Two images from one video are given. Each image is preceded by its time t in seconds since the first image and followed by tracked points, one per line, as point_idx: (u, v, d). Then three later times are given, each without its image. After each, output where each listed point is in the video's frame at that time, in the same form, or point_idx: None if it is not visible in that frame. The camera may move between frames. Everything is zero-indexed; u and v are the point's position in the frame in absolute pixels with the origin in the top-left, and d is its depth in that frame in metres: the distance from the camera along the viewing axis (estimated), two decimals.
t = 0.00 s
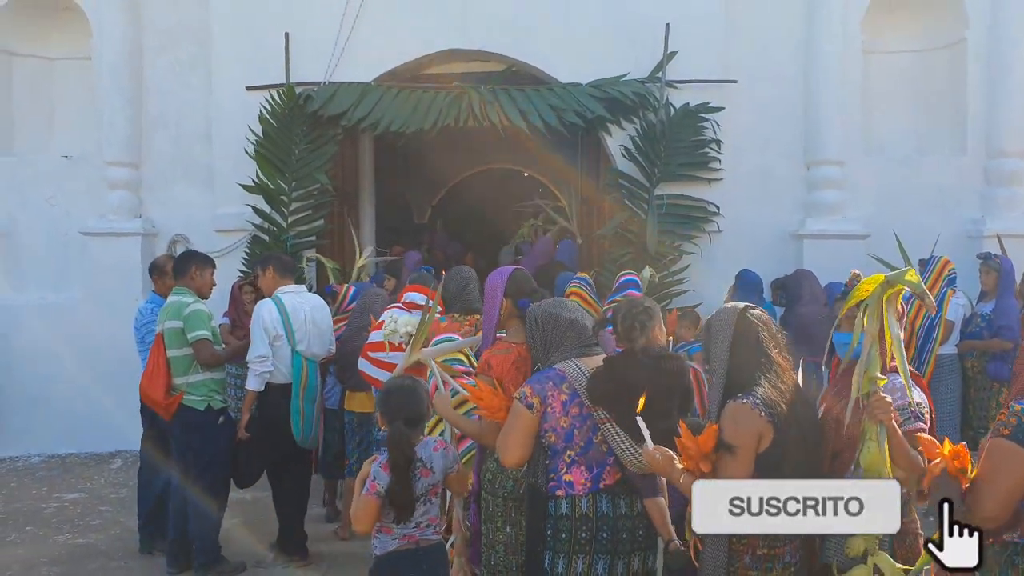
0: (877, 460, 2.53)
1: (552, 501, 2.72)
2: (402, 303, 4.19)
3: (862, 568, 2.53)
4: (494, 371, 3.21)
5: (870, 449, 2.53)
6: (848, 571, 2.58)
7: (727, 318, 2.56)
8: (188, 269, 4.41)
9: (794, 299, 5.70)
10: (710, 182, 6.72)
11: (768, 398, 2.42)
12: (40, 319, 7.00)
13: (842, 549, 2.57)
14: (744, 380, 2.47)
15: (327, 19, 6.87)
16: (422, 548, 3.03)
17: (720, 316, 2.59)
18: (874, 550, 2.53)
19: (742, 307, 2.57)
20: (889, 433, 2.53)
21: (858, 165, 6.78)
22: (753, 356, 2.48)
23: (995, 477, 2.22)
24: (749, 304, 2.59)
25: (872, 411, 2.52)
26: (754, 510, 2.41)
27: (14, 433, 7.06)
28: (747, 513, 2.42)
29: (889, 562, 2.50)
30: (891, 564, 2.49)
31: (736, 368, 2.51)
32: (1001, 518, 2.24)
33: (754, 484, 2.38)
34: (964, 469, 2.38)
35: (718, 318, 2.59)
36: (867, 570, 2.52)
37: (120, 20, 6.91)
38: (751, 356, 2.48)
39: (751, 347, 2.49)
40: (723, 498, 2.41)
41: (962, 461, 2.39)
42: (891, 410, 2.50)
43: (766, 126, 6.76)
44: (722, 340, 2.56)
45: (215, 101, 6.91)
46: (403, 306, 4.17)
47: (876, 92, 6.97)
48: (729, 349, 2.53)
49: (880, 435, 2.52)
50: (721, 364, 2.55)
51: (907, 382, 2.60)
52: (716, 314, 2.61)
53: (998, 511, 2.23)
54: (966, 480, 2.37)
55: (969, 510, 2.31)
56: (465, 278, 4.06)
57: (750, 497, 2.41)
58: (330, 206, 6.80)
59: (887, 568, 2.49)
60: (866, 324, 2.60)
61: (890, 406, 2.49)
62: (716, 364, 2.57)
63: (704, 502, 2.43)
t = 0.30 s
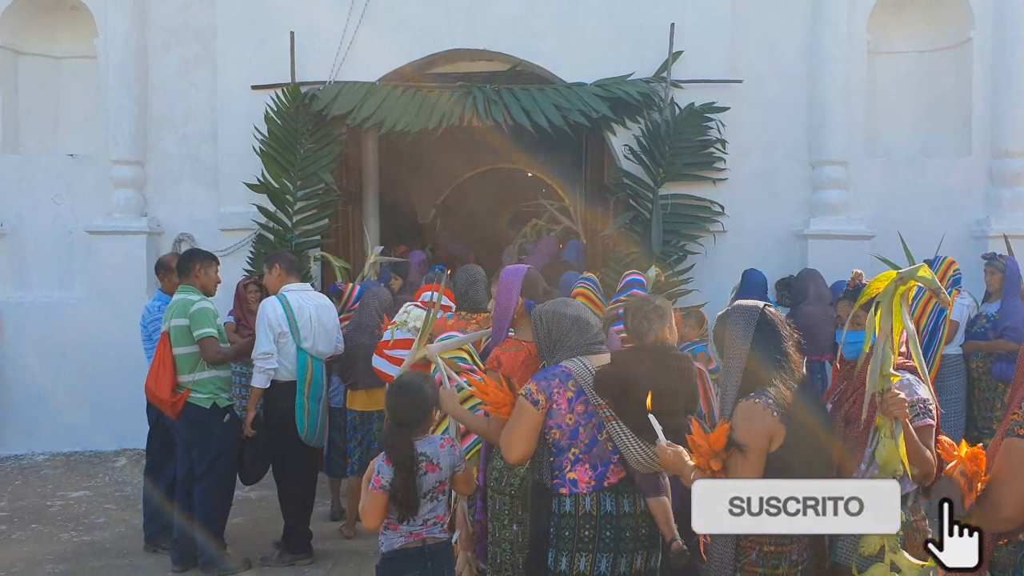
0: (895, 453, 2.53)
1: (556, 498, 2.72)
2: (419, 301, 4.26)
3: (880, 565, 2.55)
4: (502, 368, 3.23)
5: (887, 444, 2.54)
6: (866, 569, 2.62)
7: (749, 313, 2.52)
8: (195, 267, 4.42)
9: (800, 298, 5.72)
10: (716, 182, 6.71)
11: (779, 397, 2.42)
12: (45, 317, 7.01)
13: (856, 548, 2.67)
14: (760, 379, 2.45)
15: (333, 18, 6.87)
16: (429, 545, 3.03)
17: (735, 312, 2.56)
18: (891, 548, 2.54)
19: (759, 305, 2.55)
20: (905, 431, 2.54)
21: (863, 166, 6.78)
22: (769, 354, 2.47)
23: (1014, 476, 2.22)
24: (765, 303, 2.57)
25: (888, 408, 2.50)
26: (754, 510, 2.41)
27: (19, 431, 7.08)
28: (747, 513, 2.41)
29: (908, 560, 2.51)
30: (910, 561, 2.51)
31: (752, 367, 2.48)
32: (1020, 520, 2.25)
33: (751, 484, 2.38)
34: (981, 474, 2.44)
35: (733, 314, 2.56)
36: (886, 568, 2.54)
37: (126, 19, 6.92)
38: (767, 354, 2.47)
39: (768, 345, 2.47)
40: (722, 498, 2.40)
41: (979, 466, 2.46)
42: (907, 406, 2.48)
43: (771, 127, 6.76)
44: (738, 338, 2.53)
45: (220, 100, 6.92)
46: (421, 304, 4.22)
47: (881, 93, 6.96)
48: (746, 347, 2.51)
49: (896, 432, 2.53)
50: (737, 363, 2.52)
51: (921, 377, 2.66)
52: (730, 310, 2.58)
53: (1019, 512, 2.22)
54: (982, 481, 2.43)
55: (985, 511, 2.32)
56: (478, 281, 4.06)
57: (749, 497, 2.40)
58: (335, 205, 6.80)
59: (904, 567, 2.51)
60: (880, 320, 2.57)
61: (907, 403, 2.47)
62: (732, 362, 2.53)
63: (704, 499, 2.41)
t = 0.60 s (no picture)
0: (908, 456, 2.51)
1: (562, 497, 2.72)
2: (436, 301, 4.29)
3: (896, 565, 2.50)
4: (519, 367, 3.26)
5: (902, 443, 2.52)
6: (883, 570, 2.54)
7: (768, 314, 2.48)
8: (202, 266, 4.42)
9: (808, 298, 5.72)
10: (722, 182, 6.70)
11: (790, 399, 2.40)
12: (51, 316, 7.02)
13: (873, 548, 2.57)
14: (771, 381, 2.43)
15: (339, 18, 6.88)
16: (434, 544, 3.02)
17: (752, 314, 2.52)
18: (909, 549, 2.49)
19: (776, 306, 2.52)
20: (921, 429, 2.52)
21: (869, 167, 6.77)
22: (783, 354, 2.44)
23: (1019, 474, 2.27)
24: (781, 304, 2.54)
25: (903, 407, 2.52)
26: (754, 510, 2.36)
27: (25, 430, 7.09)
28: (747, 513, 2.36)
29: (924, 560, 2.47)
30: (926, 561, 2.47)
31: (766, 368, 2.45)
32: None
33: (750, 484, 2.33)
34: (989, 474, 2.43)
35: (749, 314, 2.52)
36: (902, 568, 2.49)
37: (133, 18, 6.94)
38: (780, 355, 2.44)
39: (784, 347, 2.44)
40: (722, 498, 2.36)
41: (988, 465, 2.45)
42: (921, 405, 2.50)
43: (777, 127, 6.75)
44: (753, 338, 2.49)
45: (226, 100, 6.93)
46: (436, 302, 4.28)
47: (888, 94, 6.95)
48: (763, 349, 2.46)
49: (911, 431, 2.52)
50: (751, 364, 2.48)
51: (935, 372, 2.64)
52: (746, 310, 2.54)
53: None
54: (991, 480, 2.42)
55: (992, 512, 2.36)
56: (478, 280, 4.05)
57: (749, 497, 2.35)
58: (341, 205, 6.81)
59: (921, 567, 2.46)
60: (895, 320, 2.56)
61: (921, 403, 2.49)
62: (744, 364, 2.50)
63: (703, 497, 2.35)
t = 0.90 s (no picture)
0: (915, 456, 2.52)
1: (571, 498, 2.72)
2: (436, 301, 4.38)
3: (904, 564, 2.50)
4: (530, 366, 3.28)
5: (912, 443, 2.52)
6: (890, 569, 2.55)
7: (773, 315, 2.47)
8: (206, 265, 4.45)
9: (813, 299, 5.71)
10: (726, 182, 6.70)
11: (795, 400, 2.41)
12: (57, 315, 7.04)
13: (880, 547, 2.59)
14: (775, 378, 2.42)
15: (344, 18, 6.89)
16: (434, 543, 3.02)
17: (755, 312, 2.51)
18: (917, 548, 2.49)
19: (782, 307, 2.51)
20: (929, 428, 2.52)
21: (874, 167, 6.76)
22: (788, 354, 2.44)
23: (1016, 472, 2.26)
24: (784, 304, 2.53)
25: (912, 407, 2.51)
26: (754, 510, 2.35)
27: (30, 429, 7.11)
28: (747, 513, 2.36)
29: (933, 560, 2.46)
30: (936, 561, 2.46)
31: (771, 368, 2.44)
32: None
33: (751, 484, 2.33)
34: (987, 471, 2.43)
35: (754, 314, 2.50)
36: (911, 567, 2.49)
37: (138, 18, 6.95)
38: (786, 355, 2.44)
39: (789, 347, 2.44)
40: (721, 498, 2.35)
41: (986, 461, 2.43)
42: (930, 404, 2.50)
43: (782, 127, 6.74)
44: (758, 338, 2.47)
45: (231, 100, 6.94)
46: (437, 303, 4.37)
47: (892, 94, 6.94)
48: (768, 349, 2.45)
49: (921, 431, 2.51)
50: (757, 362, 2.46)
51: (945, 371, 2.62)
52: (750, 310, 2.52)
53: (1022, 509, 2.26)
54: (989, 477, 2.41)
55: (989, 509, 2.35)
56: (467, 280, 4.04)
57: (749, 497, 2.34)
58: (345, 205, 6.81)
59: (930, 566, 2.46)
60: (905, 321, 2.54)
61: (931, 402, 2.49)
62: (750, 363, 2.48)
63: (703, 498, 2.35)
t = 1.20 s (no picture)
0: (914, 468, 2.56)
1: (578, 500, 2.71)
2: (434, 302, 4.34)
3: (909, 566, 2.51)
4: (532, 366, 3.28)
5: (915, 444, 2.54)
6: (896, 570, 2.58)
7: (777, 316, 2.45)
8: (208, 266, 4.44)
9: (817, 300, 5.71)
10: (730, 183, 6.69)
11: (799, 401, 2.39)
12: (61, 315, 7.05)
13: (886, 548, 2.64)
14: (778, 382, 2.41)
15: (348, 18, 6.89)
16: (438, 544, 3.02)
17: (758, 314, 2.49)
18: (919, 549, 2.51)
19: (786, 308, 2.48)
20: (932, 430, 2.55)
21: (878, 168, 6.75)
22: (791, 356, 2.42)
23: (1013, 471, 2.26)
24: (789, 306, 2.51)
25: (915, 408, 2.54)
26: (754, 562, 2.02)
27: (34, 429, 7.11)
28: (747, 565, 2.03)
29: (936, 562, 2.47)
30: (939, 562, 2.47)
31: (776, 370, 2.42)
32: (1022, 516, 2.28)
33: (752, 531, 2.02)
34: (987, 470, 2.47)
35: (758, 315, 2.48)
36: (915, 568, 2.50)
37: (143, 19, 6.96)
38: (789, 357, 2.42)
39: (793, 349, 2.42)
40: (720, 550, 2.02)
41: (984, 458, 2.47)
42: (933, 407, 2.52)
43: (786, 128, 6.73)
44: (761, 340, 2.45)
45: (235, 100, 6.95)
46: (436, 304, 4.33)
47: (896, 95, 6.93)
48: (772, 351, 2.43)
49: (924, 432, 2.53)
50: (760, 364, 2.45)
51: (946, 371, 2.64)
52: (754, 312, 2.50)
53: (1018, 508, 2.25)
54: (989, 474, 2.45)
55: (986, 508, 2.35)
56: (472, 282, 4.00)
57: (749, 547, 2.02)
58: (349, 206, 6.82)
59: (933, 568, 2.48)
60: (907, 321, 2.56)
61: (934, 403, 2.51)
62: (755, 365, 2.46)
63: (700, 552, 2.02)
